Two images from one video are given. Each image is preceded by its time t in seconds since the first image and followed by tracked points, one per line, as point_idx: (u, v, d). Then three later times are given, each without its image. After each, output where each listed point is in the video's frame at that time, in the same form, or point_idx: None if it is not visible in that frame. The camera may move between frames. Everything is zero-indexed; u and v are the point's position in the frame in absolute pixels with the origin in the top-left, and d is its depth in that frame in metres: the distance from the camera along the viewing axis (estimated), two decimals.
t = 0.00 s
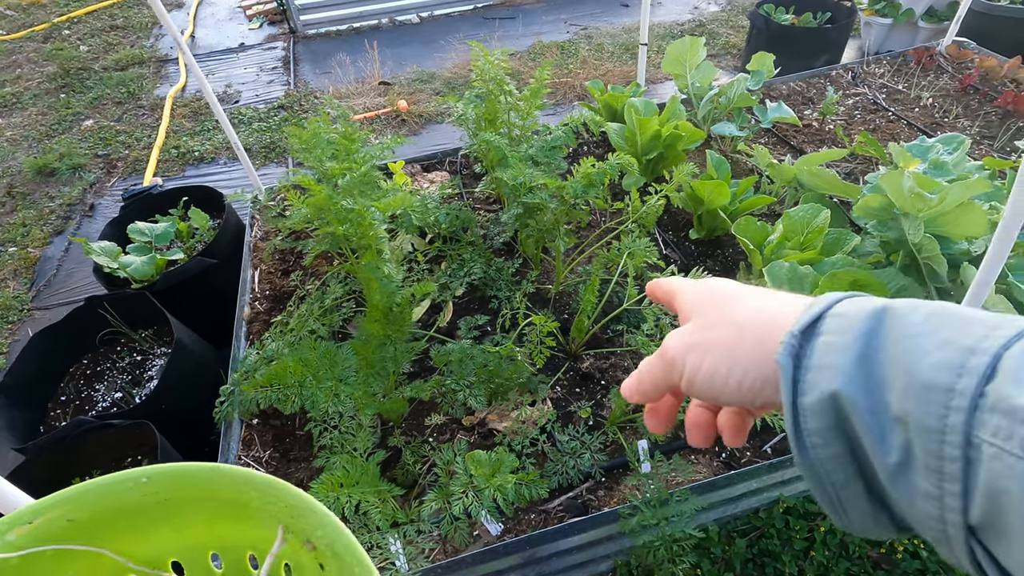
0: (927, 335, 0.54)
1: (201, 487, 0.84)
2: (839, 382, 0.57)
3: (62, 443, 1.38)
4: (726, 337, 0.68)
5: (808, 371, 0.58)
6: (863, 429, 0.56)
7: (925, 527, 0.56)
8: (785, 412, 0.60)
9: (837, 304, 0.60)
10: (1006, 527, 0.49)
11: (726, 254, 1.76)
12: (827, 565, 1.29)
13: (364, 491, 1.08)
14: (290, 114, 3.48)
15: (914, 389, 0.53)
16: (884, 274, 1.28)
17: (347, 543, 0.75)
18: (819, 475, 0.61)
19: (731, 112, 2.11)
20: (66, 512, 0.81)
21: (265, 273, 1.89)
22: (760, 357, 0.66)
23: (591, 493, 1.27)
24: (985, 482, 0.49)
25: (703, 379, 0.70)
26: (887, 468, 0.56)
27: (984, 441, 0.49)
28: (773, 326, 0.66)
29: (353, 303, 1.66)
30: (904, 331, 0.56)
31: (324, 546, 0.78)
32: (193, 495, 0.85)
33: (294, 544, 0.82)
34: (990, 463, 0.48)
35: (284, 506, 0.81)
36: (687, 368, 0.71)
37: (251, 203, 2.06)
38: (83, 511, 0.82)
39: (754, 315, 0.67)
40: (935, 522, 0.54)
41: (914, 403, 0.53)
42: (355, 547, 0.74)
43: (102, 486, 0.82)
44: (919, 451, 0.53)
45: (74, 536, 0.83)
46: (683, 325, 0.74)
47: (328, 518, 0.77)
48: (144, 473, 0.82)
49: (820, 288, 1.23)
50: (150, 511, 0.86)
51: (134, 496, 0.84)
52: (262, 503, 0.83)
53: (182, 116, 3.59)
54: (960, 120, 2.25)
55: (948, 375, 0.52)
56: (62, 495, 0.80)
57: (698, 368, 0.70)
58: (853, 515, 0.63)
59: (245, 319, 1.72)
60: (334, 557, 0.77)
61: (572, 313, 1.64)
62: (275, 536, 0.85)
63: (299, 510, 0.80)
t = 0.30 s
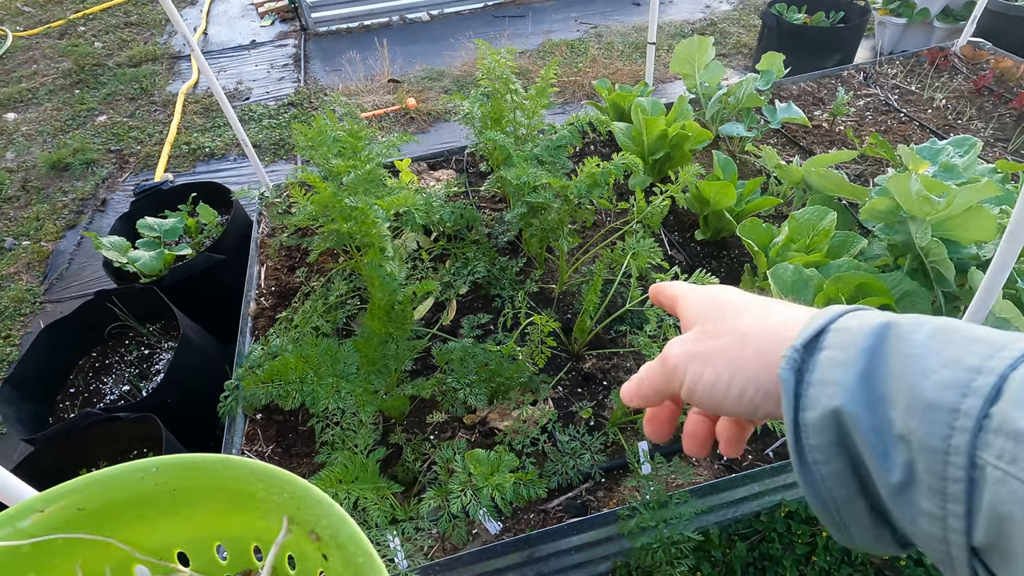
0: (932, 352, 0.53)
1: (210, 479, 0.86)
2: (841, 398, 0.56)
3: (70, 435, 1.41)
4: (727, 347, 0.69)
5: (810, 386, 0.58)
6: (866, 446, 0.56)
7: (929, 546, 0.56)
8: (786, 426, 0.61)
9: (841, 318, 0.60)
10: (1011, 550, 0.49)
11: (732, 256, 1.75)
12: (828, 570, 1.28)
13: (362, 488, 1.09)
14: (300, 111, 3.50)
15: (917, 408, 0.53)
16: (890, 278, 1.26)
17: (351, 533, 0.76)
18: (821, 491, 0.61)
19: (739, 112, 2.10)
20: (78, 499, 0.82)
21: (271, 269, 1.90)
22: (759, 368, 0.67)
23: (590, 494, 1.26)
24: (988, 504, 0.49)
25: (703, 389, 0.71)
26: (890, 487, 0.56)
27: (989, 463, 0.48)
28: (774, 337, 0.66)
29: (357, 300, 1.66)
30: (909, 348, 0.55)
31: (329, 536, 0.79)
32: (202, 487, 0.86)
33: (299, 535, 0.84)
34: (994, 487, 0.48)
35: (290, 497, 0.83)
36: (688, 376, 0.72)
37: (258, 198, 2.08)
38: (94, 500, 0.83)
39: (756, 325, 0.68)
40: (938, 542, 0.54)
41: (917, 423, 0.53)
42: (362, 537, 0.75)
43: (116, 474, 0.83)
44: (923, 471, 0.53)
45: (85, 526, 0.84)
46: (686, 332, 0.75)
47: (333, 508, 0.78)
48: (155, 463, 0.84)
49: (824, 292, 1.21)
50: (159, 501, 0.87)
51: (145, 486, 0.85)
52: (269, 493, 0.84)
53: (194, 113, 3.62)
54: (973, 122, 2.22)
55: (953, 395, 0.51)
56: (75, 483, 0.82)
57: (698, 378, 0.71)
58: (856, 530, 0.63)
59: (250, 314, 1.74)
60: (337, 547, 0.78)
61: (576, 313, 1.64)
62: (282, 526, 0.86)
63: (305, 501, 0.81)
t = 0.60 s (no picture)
0: (901, 357, 0.60)
1: (190, 482, 0.86)
2: (817, 405, 0.63)
3: (104, 418, 1.45)
4: (705, 356, 0.74)
5: (788, 395, 0.64)
6: (846, 450, 0.62)
7: (910, 539, 0.62)
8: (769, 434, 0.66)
9: (815, 329, 0.66)
10: (983, 540, 0.54)
11: (760, 255, 1.74)
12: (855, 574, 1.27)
13: (392, 477, 1.09)
14: (324, 105, 3.53)
15: (891, 411, 0.59)
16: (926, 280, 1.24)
17: (338, 525, 0.78)
18: (810, 493, 0.68)
19: (768, 110, 2.07)
20: (55, 512, 0.82)
21: (297, 261, 1.92)
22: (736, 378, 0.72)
23: (615, 490, 1.27)
24: (962, 499, 0.54)
25: (684, 396, 0.76)
26: (871, 487, 0.62)
27: (959, 461, 0.54)
28: (750, 349, 0.72)
29: (383, 293, 1.68)
30: (879, 355, 0.61)
31: (316, 532, 0.80)
32: (182, 492, 0.87)
33: (285, 533, 0.85)
34: (965, 483, 0.54)
35: (272, 496, 0.83)
36: (669, 384, 0.77)
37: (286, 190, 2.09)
38: (74, 510, 0.83)
39: (732, 337, 0.74)
40: (918, 535, 0.60)
41: (892, 425, 0.59)
42: (351, 529, 0.76)
43: (91, 484, 0.83)
44: (899, 470, 0.59)
45: (61, 540, 0.84)
46: (667, 341, 0.80)
47: (318, 502, 0.80)
48: (128, 472, 0.84)
49: (858, 292, 1.20)
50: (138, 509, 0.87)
51: (124, 494, 0.85)
52: (249, 494, 0.85)
53: (220, 105, 3.67)
54: (1010, 123, 2.17)
55: (921, 398, 0.57)
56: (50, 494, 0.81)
57: (680, 386, 0.76)
58: (844, 527, 0.69)
59: (278, 305, 1.76)
60: (326, 543, 0.79)
61: (600, 310, 1.64)
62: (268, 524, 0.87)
63: (286, 498, 0.82)
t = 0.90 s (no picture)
0: (752, 297, 0.67)
1: (98, 547, 0.77)
2: (690, 348, 0.69)
3: (153, 399, 1.47)
4: (582, 315, 0.81)
5: (664, 344, 0.71)
6: (714, 386, 0.69)
7: (773, 458, 0.69)
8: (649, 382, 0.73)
9: (677, 283, 0.73)
10: (828, 446, 0.62)
11: (801, 250, 1.72)
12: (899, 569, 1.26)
13: (450, 460, 1.10)
14: (354, 97, 3.56)
15: (750, 346, 0.66)
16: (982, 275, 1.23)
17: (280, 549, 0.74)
18: (687, 429, 0.74)
19: (808, 105, 2.06)
20: None
21: (337, 250, 1.93)
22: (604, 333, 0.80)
23: (662, 480, 1.27)
24: (812, 415, 0.62)
25: (564, 355, 0.82)
26: (739, 417, 0.68)
27: (807, 378, 0.62)
28: (618, 308, 0.79)
29: (425, 282, 1.69)
30: (735, 298, 0.68)
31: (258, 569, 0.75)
32: (94, 551, 0.78)
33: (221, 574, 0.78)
34: (813, 397, 0.61)
35: (200, 532, 0.77)
36: (548, 343, 0.83)
37: (324, 180, 2.11)
38: None
39: (605, 298, 0.81)
40: (778, 451, 0.67)
41: (751, 356, 0.65)
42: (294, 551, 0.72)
43: None
44: (759, 395, 0.66)
45: None
46: (548, 304, 0.86)
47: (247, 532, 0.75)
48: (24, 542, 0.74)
49: (914, 282, 1.20)
50: None
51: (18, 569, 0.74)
52: (168, 538, 0.78)
53: (251, 97, 3.71)
54: None
55: (773, 330, 0.64)
56: None
57: (561, 345, 0.82)
58: (716, 458, 0.76)
59: (320, 293, 1.79)
60: None
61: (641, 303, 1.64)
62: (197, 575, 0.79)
63: (221, 533, 0.77)
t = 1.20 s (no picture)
0: (750, 297, 0.58)
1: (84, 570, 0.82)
2: (689, 355, 0.60)
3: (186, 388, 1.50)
4: (585, 325, 0.72)
5: (662, 351, 0.62)
6: (716, 395, 0.60)
7: (786, 470, 0.60)
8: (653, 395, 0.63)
9: (673, 285, 0.64)
10: (844, 454, 0.53)
11: (827, 245, 1.71)
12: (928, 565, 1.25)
13: (487, 449, 1.12)
14: (370, 93, 3.56)
15: (750, 349, 0.57)
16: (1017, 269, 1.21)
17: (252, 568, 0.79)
18: (693, 443, 0.64)
19: (833, 101, 2.05)
20: None
21: (360, 242, 1.94)
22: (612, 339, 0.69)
23: (691, 472, 1.27)
24: (821, 420, 0.53)
25: (569, 368, 0.72)
26: (746, 430, 0.59)
27: (813, 382, 0.53)
28: (624, 313, 0.70)
29: (450, 275, 1.70)
30: (733, 300, 0.59)
31: None
32: None
33: None
34: (821, 402, 0.53)
35: (179, 559, 0.82)
36: (548, 357, 0.74)
37: (347, 174, 2.12)
38: None
39: (606, 305, 0.72)
40: (791, 463, 0.58)
41: (753, 360, 0.56)
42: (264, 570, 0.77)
43: None
44: (765, 402, 0.56)
45: None
46: (549, 317, 0.76)
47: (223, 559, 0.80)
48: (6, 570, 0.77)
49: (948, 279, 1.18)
50: None
51: None
52: (149, 566, 0.83)
53: (268, 92, 3.73)
54: None
55: (774, 331, 0.56)
56: None
57: (565, 357, 0.72)
58: (726, 473, 0.66)
59: (344, 285, 1.79)
60: None
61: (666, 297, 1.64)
62: None
63: (199, 563, 0.82)
